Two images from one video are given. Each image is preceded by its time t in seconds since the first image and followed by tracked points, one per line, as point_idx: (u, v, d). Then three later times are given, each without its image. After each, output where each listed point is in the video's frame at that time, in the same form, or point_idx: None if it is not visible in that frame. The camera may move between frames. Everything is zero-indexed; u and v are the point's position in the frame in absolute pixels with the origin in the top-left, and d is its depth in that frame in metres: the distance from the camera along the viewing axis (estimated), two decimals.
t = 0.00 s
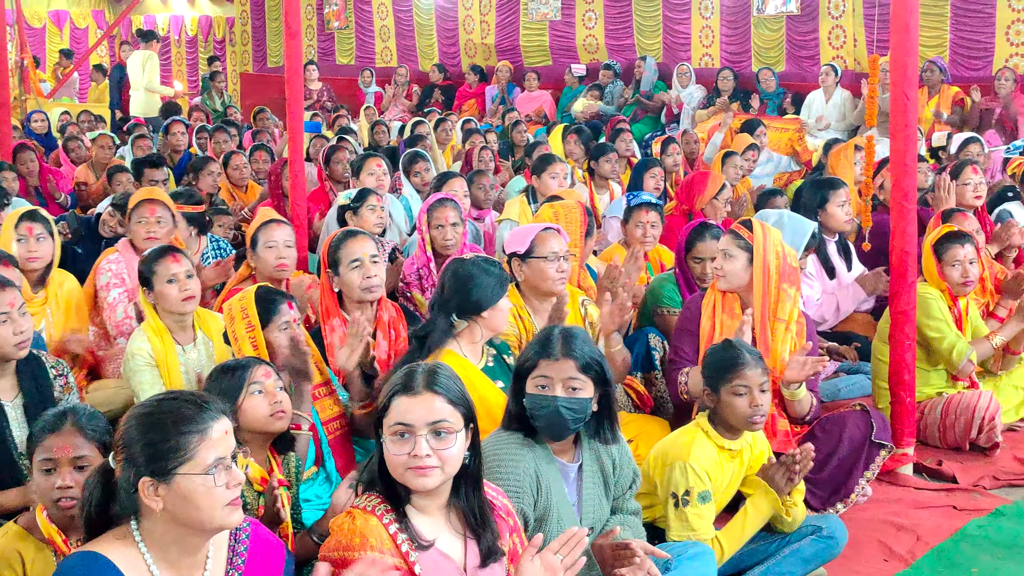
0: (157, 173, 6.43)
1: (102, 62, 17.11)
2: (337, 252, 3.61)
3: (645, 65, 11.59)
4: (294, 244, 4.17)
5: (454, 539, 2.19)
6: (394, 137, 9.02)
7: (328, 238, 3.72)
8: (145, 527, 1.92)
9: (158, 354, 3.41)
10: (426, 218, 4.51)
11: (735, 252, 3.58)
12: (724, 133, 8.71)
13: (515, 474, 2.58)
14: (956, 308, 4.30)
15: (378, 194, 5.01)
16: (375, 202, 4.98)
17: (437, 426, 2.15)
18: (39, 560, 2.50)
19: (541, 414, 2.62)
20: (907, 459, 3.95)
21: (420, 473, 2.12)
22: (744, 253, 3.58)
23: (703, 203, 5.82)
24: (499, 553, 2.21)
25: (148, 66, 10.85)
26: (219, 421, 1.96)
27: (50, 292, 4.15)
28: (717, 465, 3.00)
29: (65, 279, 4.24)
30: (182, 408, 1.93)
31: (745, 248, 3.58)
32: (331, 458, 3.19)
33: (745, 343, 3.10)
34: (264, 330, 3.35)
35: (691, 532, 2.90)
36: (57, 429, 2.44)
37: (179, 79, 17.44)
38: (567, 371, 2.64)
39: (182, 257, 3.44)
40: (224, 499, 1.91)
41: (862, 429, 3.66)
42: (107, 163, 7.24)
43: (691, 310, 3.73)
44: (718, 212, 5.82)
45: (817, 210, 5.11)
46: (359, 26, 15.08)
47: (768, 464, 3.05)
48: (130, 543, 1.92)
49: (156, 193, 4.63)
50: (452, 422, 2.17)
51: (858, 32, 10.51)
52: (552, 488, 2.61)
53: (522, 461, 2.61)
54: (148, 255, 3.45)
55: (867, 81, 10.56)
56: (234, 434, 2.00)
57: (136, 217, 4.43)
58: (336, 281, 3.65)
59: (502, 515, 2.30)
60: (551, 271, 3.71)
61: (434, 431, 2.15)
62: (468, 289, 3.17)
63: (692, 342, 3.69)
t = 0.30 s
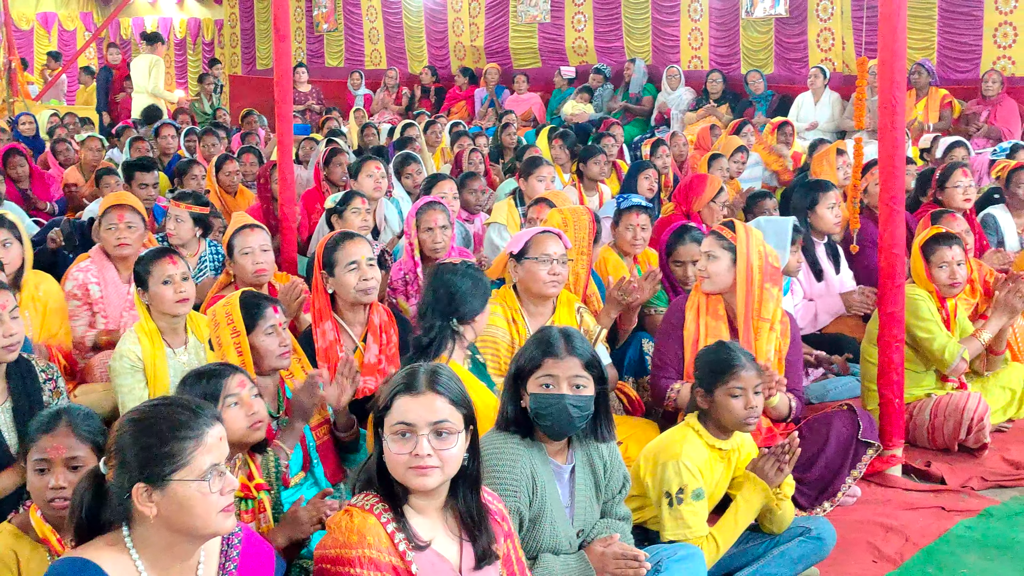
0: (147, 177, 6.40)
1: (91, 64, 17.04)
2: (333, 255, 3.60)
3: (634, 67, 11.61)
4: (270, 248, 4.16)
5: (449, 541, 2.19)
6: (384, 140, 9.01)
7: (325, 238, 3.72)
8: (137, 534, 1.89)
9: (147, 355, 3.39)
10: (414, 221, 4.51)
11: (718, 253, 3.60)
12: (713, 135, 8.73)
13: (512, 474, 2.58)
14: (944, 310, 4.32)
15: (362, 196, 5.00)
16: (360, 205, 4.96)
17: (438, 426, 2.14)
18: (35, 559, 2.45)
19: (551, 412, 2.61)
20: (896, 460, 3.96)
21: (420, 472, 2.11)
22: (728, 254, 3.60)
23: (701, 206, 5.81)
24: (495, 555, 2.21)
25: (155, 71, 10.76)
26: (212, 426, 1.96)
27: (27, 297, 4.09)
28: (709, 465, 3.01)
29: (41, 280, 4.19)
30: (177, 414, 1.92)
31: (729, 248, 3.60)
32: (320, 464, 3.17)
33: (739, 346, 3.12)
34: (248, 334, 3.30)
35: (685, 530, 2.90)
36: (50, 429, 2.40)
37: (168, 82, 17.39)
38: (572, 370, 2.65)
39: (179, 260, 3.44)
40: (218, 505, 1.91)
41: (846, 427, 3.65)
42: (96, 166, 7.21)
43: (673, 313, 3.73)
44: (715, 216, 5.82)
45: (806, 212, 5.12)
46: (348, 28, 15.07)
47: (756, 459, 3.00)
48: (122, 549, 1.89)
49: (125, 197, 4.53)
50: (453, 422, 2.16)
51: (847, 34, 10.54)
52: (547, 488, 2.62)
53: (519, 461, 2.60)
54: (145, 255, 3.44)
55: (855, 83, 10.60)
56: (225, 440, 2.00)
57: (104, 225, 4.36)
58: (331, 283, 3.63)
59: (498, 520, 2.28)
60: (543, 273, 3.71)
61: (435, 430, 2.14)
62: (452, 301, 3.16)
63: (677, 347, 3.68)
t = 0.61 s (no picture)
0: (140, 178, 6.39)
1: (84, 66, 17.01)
2: (329, 254, 3.62)
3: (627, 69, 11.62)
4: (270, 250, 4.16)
5: (446, 542, 2.18)
6: (377, 141, 9.00)
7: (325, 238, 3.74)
8: (122, 538, 1.89)
9: (150, 349, 3.38)
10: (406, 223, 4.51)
11: (706, 260, 3.57)
12: (706, 137, 8.73)
13: (517, 470, 2.56)
14: (937, 311, 4.32)
15: (349, 199, 4.99)
16: (346, 209, 4.95)
17: (439, 426, 2.13)
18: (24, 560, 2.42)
19: (567, 408, 2.60)
20: (890, 461, 3.97)
21: (419, 472, 2.09)
22: (716, 259, 3.58)
23: (704, 211, 5.80)
24: (491, 557, 2.21)
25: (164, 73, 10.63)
26: (196, 428, 1.95)
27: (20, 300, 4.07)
28: (689, 469, 3.01)
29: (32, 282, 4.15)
30: (160, 417, 1.91)
31: (716, 254, 3.59)
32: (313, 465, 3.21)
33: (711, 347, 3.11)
34: (241, 335, 3.32)
35: (668, 539, 2.90)
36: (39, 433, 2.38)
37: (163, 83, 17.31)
38: (585, 367, 2.64)
39: (185, 259, 3.46)
40: (203, 507, 1.90)
41: (844, 435, 3.70)
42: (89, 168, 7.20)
43: (663, 320, 3.74)
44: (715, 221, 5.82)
45: (799, 213, 5.12)
46: (341, 30, 15.06)
47: (738, 464, 3.02)
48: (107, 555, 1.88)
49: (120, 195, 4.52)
50: (452, 423, 2.15)
51: (840, 36, 10.56)
52: (550, 487, 2.61)
53: (524, 457, 2.60)
54: (150, 253, 3.45)
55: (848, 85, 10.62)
56: (210, 442, 1.99)
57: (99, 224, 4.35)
58: (328, 282, 3.65)
59: (496, 522, 2.28)
60: (526, 275, 3.70)
61: (435, 430, 2.13)
62: (435, 309, 3.13)
63: (665, 355, 3.67)
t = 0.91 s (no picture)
0: (118, 181, 6.33)
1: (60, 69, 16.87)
2: (314, 258, 3.58)
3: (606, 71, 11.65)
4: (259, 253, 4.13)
5: (425, 545, 2.16)
6: (357, 144, 8.98)
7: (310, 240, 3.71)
8: (91, 550, 1.87)
9: (131, 353, 3.36)
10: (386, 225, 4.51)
11: (685, 269, 3.57)
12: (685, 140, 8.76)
13: (501, 472, 2.55)
14: (915, 313, 4.35)
15: (325, 204, 4.97)
16: (321, 214, 4.93)
17: (419, 429, 2.12)
18: None
19: (557, 408, 2.58)
20: (868, 462, 3.99)
21: (400, 476, 2.08)
22: (694, 268, 3.59)
23: (687, 215, 5.81)
24: (469, 561, 2.19)
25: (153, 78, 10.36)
26: (166, 435, 1.94)
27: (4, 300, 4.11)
28: (661, 473, 3.00)
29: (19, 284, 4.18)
30: (131, 425, 1.88)
31: (694, 262, 3.59)
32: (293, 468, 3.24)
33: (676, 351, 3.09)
34: (222, 337, 3.27)
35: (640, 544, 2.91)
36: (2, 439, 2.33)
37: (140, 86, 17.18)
38: (573, 367, 2.64)
39: (175, 262, 3.44)
40: (178, 514, 1.90)
41: (825, 440, 3.74)
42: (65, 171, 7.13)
43: (642, 328, 3.73)
44: (698, 226, 5.82)
45: (777, 216, 5.14)
46: (320, 33, 15.02)
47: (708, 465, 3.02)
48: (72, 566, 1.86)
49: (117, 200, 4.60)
50: (432, 426, 2.14)
51: (817, 39, 10.62)
52: (534, 488, 2.61)
53: (509, 459, 2.58)
54: (139, 255, 3.43)
55: (826, 88, 10.68)
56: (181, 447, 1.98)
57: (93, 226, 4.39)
58: (310, 285, 3.61)
59: (474, 526, 2.26)
60: (501, 279, 3.69)
61: (415, 433, 2.11)
62: (403, 314, 3.11)
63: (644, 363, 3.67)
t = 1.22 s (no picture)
0: (100, 181, 6.28)
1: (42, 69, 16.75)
2: (303, 259, 3.55)
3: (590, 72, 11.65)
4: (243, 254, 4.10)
5: (407, 548, 2.15)
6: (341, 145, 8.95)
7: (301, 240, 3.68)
8: (65, 555, 1.86)
9: (113, 353, 3.34)
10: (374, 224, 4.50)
11: (669, 277, 3.59)
12: (670, 140, 8.76)
13: (478, 480, 2.54)
14: (898, 313, 4.37)
15: (308, 205, 4.95)
16: (304, 216, 4.89)
17: (398, 432, 2.10)
18: None
19: (541, 410, 2.57)
20: (853, 462, 3.99)
21: (379, 479, 2.06)
22: (676, 275, 3.59)
23: (669, 214, 5.81)
24: (451, 562, 2.18)
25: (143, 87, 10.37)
26: (138, 443, 1.90)
27: None
28: (648, 472, 3.00)
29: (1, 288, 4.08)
30: (100, 433, 1.86)
31: (677, 268, 3.60)
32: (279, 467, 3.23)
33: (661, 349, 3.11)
34: (213, 335, 3.23)
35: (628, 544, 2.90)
36: None
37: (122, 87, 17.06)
38: (553, 368, 2.62)
39: (156, 264, 3.40)
40: (145, 524, 1.86)
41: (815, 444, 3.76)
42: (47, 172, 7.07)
43: (627, 335, 3.73)
44: (680, 225, 5.83)
45: (762, 215, 5.14)
46: (304, 33, 14.97)
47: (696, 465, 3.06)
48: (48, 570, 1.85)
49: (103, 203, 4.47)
50: (411, 428, 2.12)
51: (801, 40, 10.65)
52: (515, 493, 2.59)
53: (487, 465, 2.57)
54: (121, 255, 3.39)
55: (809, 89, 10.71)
56: (155, 456, 1.94)
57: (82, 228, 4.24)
58: (298, 285, 3.59)
59: (456, 527, 2.26)
60: (482, 281, 3.68)
61: (394, 437, 2.10)
62: (386, 311, 3.10)
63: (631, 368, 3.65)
